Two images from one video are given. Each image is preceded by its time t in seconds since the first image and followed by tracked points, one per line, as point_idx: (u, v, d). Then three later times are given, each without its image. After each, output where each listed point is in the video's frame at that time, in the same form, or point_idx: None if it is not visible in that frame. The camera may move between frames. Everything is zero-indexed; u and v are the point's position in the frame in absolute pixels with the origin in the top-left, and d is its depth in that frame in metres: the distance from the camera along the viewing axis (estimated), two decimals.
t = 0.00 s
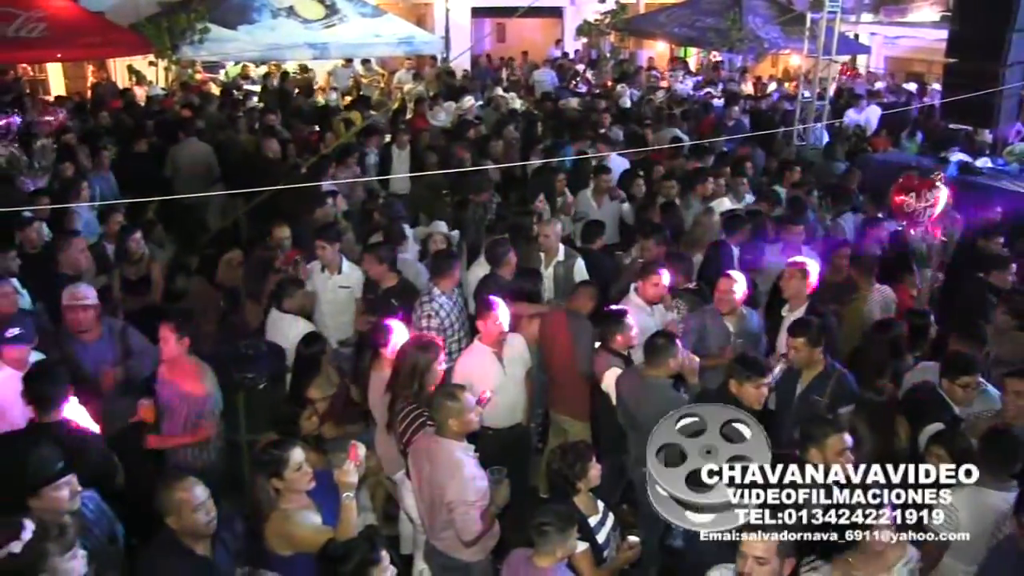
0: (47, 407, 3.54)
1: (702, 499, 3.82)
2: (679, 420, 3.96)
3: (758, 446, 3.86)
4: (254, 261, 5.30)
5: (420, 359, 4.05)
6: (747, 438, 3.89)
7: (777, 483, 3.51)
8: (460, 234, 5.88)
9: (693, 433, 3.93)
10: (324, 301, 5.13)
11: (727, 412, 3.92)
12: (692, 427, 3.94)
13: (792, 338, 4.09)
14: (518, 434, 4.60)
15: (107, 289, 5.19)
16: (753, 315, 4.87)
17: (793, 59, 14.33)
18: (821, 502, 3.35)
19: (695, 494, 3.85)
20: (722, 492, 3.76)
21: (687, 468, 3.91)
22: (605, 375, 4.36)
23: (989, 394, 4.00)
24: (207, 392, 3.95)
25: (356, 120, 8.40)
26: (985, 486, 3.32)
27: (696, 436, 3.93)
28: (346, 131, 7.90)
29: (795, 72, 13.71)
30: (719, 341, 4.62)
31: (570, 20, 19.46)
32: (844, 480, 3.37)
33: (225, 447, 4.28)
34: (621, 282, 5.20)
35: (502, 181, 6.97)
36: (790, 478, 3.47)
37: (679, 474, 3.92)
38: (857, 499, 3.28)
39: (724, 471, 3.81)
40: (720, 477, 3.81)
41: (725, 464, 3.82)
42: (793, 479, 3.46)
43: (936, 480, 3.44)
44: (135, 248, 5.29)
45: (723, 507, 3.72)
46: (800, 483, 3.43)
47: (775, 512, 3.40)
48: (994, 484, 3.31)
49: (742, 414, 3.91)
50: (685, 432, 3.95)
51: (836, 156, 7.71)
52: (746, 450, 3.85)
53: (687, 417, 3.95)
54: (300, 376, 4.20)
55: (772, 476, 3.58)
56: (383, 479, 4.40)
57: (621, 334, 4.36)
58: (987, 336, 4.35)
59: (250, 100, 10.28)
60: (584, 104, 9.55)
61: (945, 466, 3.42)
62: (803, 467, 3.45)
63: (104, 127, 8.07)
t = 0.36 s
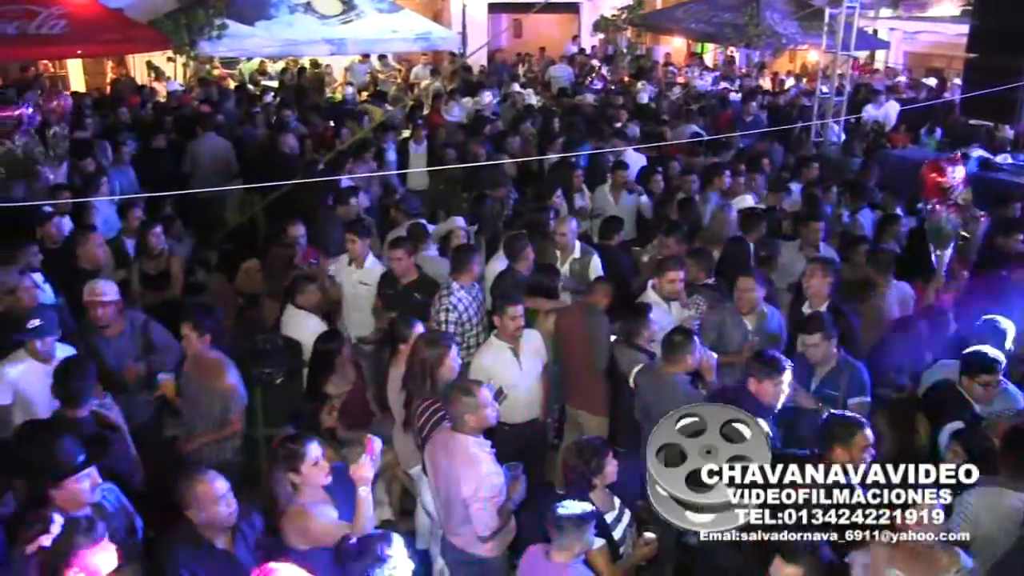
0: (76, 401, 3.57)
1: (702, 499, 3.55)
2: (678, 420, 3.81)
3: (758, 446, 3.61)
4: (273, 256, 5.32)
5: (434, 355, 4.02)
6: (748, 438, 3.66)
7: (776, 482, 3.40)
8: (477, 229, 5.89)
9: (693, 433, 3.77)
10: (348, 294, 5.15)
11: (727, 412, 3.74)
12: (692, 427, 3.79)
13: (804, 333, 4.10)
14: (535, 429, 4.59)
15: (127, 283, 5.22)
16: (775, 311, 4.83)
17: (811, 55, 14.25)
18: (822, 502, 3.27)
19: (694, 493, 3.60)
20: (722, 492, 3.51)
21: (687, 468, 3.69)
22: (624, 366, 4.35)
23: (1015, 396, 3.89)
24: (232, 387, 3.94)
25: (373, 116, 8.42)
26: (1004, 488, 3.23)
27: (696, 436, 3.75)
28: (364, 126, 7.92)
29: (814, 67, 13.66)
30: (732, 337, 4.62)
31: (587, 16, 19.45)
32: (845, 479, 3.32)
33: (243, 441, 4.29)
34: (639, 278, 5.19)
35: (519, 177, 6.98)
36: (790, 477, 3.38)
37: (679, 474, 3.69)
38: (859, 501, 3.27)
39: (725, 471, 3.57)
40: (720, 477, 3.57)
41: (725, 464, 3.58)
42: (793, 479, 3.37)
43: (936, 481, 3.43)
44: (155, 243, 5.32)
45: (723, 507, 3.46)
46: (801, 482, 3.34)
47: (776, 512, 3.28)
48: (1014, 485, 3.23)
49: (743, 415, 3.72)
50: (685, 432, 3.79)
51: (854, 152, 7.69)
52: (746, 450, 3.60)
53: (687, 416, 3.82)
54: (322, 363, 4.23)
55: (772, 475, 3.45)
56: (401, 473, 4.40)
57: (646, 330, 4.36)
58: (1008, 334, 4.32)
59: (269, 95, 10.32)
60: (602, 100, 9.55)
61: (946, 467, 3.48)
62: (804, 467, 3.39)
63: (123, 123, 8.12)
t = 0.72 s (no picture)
0: (101, 400, 3.58)
1: (702, 499, 3.58)
2: (678, 420, 3.82)
3: (758, 446, 3.62)
4: (291, 252, 5.34)
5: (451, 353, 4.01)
6: (748, 438, 3.68)
7: (776, 482, 3.46)
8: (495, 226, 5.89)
9: (693, 433, 3.77)
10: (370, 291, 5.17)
11: (728, 412, 3.76)
12: (692, 427, 3.79)
13: (824, 333, 4.08)
14: (552, 429, 4.58)
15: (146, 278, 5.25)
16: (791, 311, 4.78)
17: (830, 54, 14.18)
18: (822, 502, 3.30)
19: (694, 493, 3.59)
20: (722, 492, 3.55)
21: (687, 467, 3.69)
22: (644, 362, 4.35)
23: None
24: (255, 382, 3.96)
25: (391, 114, 8.45)
26: None
27: (696, 436, 3.75)
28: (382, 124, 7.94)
29: (833, 66, 13.59)
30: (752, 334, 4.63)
31: (605, 14, 19.42)
32: (844, 479, 3.33)
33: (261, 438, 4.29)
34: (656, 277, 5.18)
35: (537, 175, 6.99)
36: (790, 477, 3.44)
37: (679, 474, 3.67)
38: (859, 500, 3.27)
39: (725, 471, 3.59)
40: (720, 477, 3.59)
41: (725, 464, 3.61)
42: (793, 479, 3.43)
43: (937, 481, 3.49)
44: (174, 239, 5.32)
45: (723, 507, 3.51)
46: (801, 483, 3.40)
47: (776, 512, 3.40)
48: None
49: (743, 415, 3.74)
50: (685, 432, 3.79)
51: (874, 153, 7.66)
52: (746, 450, 3.62)
53: (687, 416, 3.82)
54: (333, 367, 4.17)
55: (773, 475, 3.49)
56: (417, 470, 4.40)
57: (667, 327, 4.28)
58: None
59: (287, 92, 10.36)
60: (620, 98, 9.55)
61: (946, 467, 3.56)
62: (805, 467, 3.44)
63: (143, 119, 8.13)
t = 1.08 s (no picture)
0: (122, 396, 3.60)
1: (702, 499, 3.63)
2: (678, 420, 3.84)
3: (758, 446, 3.66)
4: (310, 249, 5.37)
5: (467, 352, 3.98)
6: (748, 438, 3.71)
7: (776, 482, 3.55)
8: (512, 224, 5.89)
9: (693, 433, 3.82)
10: (393, 286, 5.18)
11: (727, 412, 3.80)
12: (692, 427, 3.82)
13: (844, 333, 4.03)
14: (568, 428, 4.57)
15: (166, 273, 5.29)
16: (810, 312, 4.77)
17: (850, 52, 14.08)
18: (822, 501, 3.42)
19: (695, 494, 3.62)
20: (722, 492, 3.63)
21: (687, 467, 3.73)
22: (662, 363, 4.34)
23: None
24: (276, 379, 3.96)
25: (410, 112, 8.47)
26: None
27: (696, 436, 3.81)
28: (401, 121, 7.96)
29: (853, 64, 13.50)
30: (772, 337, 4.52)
31: (626, 13, 19.39)
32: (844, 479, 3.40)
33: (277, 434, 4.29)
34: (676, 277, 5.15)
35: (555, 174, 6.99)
36: (790, 477, 3.53)
37: (679, 474, 3.70)
38: (858, 500, 3.34)
39: (725, 471, 3.67)
40: (720, 477, 3.67)
41: (725, 465, 3.68)
42: (793, 479, 3.52)
43: (937, 481, 3.52)
44: (193, 236, 5.35)
45: (722, 507, 3.60)
46: (800, 482, 3.50)
47: (776, 512, 3.55)
48: None
49: (743, 415, 3.76)
50: (685, 432, 3.83)
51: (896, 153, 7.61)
52: (746, 450, 3.66)
53: (687, 416, 3.86)
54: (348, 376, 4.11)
55: (772, 474, 3.57)
56: (432, 466, 4.41)
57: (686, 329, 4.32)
58: None
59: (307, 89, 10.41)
60: (639, 97, 9.54)
61: (946, 467, 3.61)
62: (805, 467, 3.53)
63: (164, 117, 8.18)
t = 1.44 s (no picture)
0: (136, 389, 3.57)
1: (702, 499, 3.68)
2: (678, 420, 3.89)
3: (758, 446, 3.70)
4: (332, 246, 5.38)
5: (488, 352, 3.98)
6: (747, 438, 3.75)
7: (776, 482, 3.56)
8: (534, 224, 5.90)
9: (693, 433, 3.86)
10: (415, 286, 5.20)
11: (728, 412, 3.84)
12: (692, 427, 3.87)
13: (864, 337, 3.98)
14: (587, 429, 4.55)
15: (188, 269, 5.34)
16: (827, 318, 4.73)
17: (876, 53, 13.91)
18: (821, 501, 3.47)
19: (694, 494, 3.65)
20: (722, 492, 3.69)
21: (687, 467, 3.76)
22: (682, 367, 4.32)
23: None
24: (300, 378, 3.98)
25: (434, 111, 8.49)
26: None
27: (696, 436, 3.85)
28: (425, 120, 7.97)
29: (881, 63, 13.38)
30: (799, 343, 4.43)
31: (651, 13, 19.35)
32: (844, 479, 3.48)
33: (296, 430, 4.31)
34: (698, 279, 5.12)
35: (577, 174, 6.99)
36: (790, 477, 3.53)
37: (679, 475, 3.73)
38: (857, 500, 3.42)
39: (725, 471, 3.72)
40: (720, 477, 3.72)
41: (725, 464, 3.73)
42: (793, 478, 3.53)
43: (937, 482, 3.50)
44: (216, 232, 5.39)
45: (722, 507, 3.66)
46: (800, 482, 3.52)
47: (776, 512, 3.58)
48: None
49: (743, 415, 3.81)
50: (685, 431, 3.87)
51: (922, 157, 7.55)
52: (746, 450, 3.72)
53: (687, 416, 3.90)
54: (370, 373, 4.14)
55: (772, 474, 3.58)
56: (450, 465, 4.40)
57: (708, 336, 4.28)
58: None
59: (332, 87, 10.46)
60: (663, 97, 9.52)
61: (944, 467, 3.62)
62: (804, 466, 3.52)
63: (189, 114, 8.27)
